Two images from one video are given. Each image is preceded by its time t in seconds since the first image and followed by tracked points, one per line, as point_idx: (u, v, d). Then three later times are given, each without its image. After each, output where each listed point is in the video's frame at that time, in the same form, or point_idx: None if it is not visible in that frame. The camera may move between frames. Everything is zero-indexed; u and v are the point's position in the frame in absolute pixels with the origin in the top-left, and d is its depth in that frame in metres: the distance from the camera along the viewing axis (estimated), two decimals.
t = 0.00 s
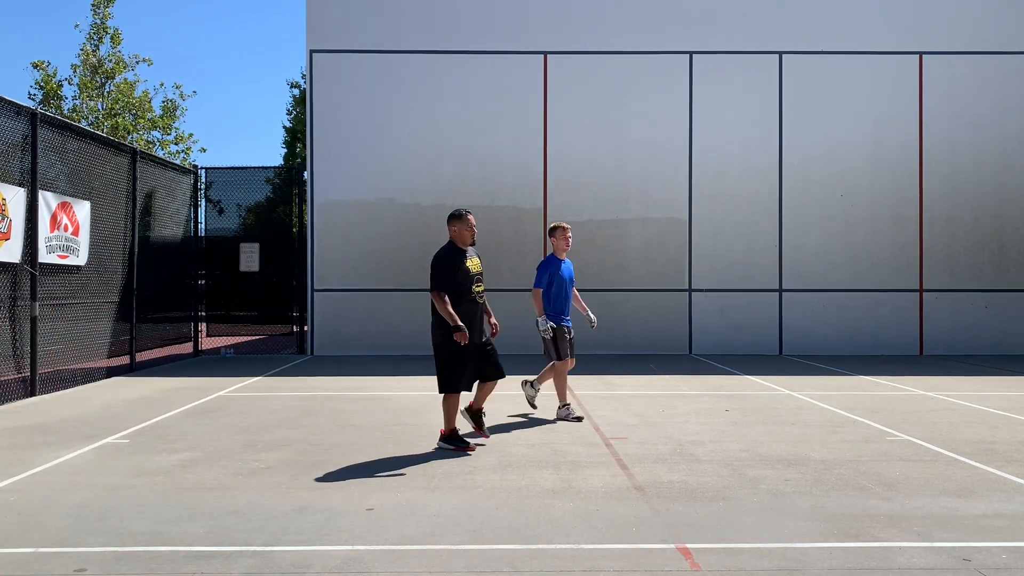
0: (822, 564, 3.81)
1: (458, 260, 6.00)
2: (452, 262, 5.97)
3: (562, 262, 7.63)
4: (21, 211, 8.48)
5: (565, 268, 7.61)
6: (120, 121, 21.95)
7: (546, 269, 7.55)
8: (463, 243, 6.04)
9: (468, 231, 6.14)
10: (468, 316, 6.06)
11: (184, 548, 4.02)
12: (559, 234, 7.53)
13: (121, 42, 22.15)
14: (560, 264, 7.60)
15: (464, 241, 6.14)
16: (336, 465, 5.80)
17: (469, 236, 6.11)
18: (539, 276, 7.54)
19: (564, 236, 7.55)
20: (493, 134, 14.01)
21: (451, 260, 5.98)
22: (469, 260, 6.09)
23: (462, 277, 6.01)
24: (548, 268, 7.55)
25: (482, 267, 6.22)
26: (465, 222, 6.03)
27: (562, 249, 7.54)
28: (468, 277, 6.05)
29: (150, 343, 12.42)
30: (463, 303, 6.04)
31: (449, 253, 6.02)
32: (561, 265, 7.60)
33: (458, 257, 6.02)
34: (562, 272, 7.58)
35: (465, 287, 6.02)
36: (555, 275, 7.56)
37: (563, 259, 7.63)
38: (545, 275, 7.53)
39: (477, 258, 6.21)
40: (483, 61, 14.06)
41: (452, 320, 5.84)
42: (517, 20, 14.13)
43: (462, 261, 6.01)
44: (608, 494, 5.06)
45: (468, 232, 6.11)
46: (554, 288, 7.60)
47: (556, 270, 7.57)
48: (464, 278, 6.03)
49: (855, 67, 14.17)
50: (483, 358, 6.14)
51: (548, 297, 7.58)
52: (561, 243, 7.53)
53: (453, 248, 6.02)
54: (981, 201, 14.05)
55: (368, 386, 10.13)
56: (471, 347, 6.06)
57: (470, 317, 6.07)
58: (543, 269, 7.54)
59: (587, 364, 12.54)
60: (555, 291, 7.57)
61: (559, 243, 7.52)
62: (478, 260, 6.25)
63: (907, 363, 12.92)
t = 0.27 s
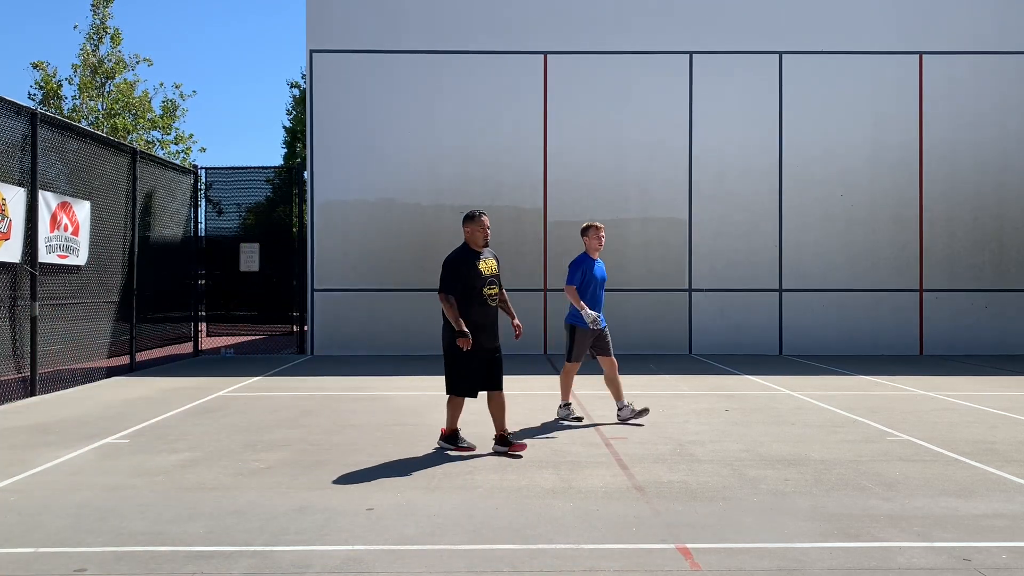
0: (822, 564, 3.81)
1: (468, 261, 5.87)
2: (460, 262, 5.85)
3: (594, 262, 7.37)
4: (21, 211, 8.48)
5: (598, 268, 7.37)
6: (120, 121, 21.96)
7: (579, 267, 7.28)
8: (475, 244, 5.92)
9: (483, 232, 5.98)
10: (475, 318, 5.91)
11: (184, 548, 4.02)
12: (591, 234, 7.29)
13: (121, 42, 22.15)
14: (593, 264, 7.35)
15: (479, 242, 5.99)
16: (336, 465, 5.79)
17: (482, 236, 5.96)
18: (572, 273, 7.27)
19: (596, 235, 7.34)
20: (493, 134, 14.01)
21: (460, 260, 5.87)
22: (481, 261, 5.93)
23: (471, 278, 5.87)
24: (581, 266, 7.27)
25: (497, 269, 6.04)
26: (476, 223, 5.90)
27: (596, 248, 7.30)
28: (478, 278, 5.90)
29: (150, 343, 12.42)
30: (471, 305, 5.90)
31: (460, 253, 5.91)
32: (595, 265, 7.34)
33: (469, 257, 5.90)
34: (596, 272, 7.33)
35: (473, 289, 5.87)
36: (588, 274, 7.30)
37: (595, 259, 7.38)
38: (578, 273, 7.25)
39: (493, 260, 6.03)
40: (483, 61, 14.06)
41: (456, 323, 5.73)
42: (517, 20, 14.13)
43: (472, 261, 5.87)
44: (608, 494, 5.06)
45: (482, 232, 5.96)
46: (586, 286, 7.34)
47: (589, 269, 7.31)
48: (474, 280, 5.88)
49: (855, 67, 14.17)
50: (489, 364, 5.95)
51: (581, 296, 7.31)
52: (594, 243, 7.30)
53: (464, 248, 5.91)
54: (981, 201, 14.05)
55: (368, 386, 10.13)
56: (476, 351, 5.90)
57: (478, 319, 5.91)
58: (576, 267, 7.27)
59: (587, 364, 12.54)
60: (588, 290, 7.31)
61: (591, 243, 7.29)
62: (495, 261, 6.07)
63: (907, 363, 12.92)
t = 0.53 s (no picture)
0: (822, 564, 3.81)
1: (481, 260, 5.68)
2: (473, 261, 5.68)
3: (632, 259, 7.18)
4: (21, 211, 8.48)
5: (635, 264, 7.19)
6: (120, 121, 21.95)
7: (614, 261, 7.13)
8: (491, 243, 5.73)
9: (500, 230, 5.76)
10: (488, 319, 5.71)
11: (184, 547, 4.02)
12: (629, 230, 7.13)
13: (121, 42, 22.14)
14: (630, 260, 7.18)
15: (496, 242, 5.78)
16: (337, 465, 5.80)
17: (499, 235, 5.75)
18: (607, 267, 7.12)
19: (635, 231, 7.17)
20: (493, 134, 14.01)
21: (473, 259, 5.69)
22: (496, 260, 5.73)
23: (484, 278, 5.68)
24: (616, 260, 7.13)
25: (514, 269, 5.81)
26: (492, 221, 5.70)
27: (633, 244, 7.14)
28: (492, 278, 5.70)
29: (150, 343, 12.41)
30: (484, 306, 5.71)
31: (476, 252, 5.74)
32: (632, 261, 7.17)
33: (484, 256, 5.72)
34: (633, 268, 7.13)
35: (486, 288, 5.68)
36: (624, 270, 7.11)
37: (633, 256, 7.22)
38: (613, 267, 7.10)
39: (510, 259, 5.81)
40: (483, 61, 14.06)
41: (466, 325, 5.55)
42: (517, 20, 14.14)
43: (486, 261, 5.69)
44: (609, 494, 5.06)
45: (499, 231, 5.75)
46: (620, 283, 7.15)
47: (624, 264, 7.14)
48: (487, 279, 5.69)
49: (855, 67, 14.17)
50: (503, 366, 5.71)
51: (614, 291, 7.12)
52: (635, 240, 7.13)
53: (479, 247, 5.73)
54: (981, 201, 14.05)
55: (367, 385, 10.13)
56: (489, 352, 5.70)
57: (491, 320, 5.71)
58: (611, 261, 7.13)
59: (587, 364, 12.54)
60: (624, 286, 7.08)
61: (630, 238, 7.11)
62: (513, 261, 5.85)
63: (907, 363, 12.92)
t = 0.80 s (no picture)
0: (822, 564, 3.81)
1: (481, 262, 5.51)
2: (472, 262, 5.50)
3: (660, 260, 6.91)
4: (21, 211, 8.48)
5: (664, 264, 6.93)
6: (120, 121, 21.96)
7: (640, 262, 6.89)
8: (493, 245, 5.54)
9: (505, 230, 5.54)
10: (489, 322, 5.53)
11: (184, 547, 4.02)
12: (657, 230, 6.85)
13: (121, 42, 22.14)
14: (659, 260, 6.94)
15: (500, 242, 5.57)
16: (337, 465, 5.80)
17: (503, 236, 5.54)
18: (632, 269, 6.89)
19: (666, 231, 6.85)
20: (493, 134, 14.01)
21: (474, 261, 5.52)
22: (498, 262, 5.54)
23: (484, 280, 5.51)
24: (641, 262, 6.88)
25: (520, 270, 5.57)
26: (494, 222, 5.50)
27: (662, 244, 6.88)
28: (491, 280, 5.51)
29: (150, 343, 12.40)
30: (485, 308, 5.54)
31: (479, 254, 5.58)
32: (659, 261, 6.90)
33: (485, 257, 5.54)
34: (661, 268, 6.86)
35: (485, 291, 5.50)
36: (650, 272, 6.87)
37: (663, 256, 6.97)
38: (639, 269, 6.86)
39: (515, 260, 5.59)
40: (483, 61, 14.06)
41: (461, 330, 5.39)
42: (517, 20, 14.13)
43: (486, 263, 5.51)
44: (609, 494, 5.06)
45: (504, 231, 5.54)
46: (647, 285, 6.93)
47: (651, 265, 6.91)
48: (487, 282, 5.51)
49: (855, 67, 14.17)
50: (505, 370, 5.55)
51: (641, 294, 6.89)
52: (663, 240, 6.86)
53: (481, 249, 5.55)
54: (981, 201, 14.05)
55: (367, 385, 10.13)
56: (490, 355, 5.53)
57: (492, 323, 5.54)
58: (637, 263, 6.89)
59: (587, 364, 12.54)
60: (650, 288, 6.83)
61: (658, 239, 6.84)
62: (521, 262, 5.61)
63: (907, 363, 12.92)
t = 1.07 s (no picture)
0: (822, 564, 3.81)
1: (474, 261, 5.29)
2: (464, 261, 5.30)
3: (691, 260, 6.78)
4: (21, 211, 8.48)
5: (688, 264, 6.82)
6: (120, 121, 21.96)
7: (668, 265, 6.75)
8: (486, 242, 5.31)
9: (501, 227, 5.28)
10: (482, 324, 5.31)
11: (184, 548, 4.02)
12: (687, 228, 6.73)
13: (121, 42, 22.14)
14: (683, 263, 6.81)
15: (495, 240, 5.33)
16: (337, 465, 5.79)
17: (498, 233, 5.29)
18: (664, 272, 6.74)
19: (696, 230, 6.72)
20: (493, 134, 14.01)
21: (467, 259, 5.32)
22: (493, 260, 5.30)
23: (477, 279, 5.29)
24: (674, 263, 6.72)
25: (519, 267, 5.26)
26: (487, 219, 5.26)
27: (692, 243, 6.74)
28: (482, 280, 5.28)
29: (150, 343, 12.40)
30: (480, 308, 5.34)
31: (474, 252, 5.37)
32: (691, 261, 6.75)
33: (478, 255, 5.32)
34: (691, 268, 6.71)
35: (476, 291, 5.29)
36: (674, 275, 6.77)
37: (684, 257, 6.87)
38: (670, 271, 6.70)
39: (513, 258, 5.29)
40: (483, 61, 14.06)
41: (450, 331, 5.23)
42: (517, 20, 14.13)
43: (479, 261, 5.29)
44: (609, 494, 5.06)
45: (499, 228, 5.27)
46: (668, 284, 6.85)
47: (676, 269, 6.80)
48: (480, 281, 5.29)
49: (855, 67, 14.17)
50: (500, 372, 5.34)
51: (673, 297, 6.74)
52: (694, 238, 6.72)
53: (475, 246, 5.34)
54: (981, 201, 14.05)
55: (367, 385, 10.13)
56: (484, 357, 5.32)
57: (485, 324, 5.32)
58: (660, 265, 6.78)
59: (587, 363, 12.53)
60: (684, 289, 6.68)
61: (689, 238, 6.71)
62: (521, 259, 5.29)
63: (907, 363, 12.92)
